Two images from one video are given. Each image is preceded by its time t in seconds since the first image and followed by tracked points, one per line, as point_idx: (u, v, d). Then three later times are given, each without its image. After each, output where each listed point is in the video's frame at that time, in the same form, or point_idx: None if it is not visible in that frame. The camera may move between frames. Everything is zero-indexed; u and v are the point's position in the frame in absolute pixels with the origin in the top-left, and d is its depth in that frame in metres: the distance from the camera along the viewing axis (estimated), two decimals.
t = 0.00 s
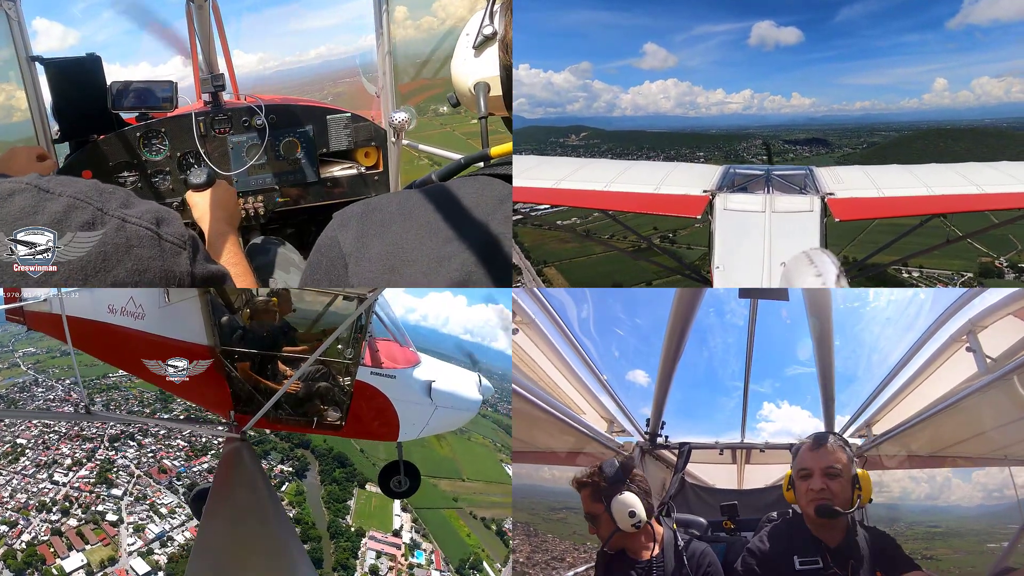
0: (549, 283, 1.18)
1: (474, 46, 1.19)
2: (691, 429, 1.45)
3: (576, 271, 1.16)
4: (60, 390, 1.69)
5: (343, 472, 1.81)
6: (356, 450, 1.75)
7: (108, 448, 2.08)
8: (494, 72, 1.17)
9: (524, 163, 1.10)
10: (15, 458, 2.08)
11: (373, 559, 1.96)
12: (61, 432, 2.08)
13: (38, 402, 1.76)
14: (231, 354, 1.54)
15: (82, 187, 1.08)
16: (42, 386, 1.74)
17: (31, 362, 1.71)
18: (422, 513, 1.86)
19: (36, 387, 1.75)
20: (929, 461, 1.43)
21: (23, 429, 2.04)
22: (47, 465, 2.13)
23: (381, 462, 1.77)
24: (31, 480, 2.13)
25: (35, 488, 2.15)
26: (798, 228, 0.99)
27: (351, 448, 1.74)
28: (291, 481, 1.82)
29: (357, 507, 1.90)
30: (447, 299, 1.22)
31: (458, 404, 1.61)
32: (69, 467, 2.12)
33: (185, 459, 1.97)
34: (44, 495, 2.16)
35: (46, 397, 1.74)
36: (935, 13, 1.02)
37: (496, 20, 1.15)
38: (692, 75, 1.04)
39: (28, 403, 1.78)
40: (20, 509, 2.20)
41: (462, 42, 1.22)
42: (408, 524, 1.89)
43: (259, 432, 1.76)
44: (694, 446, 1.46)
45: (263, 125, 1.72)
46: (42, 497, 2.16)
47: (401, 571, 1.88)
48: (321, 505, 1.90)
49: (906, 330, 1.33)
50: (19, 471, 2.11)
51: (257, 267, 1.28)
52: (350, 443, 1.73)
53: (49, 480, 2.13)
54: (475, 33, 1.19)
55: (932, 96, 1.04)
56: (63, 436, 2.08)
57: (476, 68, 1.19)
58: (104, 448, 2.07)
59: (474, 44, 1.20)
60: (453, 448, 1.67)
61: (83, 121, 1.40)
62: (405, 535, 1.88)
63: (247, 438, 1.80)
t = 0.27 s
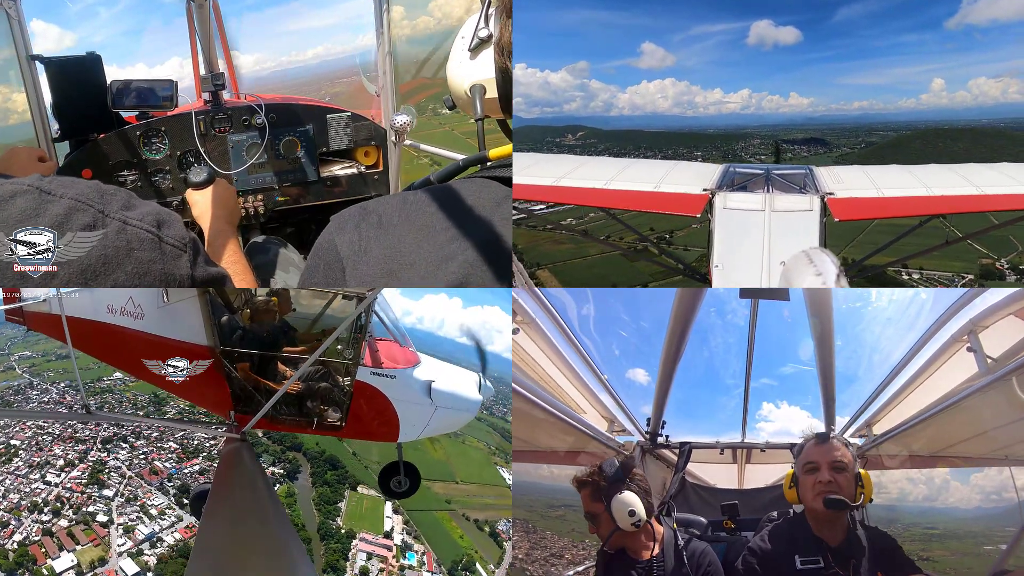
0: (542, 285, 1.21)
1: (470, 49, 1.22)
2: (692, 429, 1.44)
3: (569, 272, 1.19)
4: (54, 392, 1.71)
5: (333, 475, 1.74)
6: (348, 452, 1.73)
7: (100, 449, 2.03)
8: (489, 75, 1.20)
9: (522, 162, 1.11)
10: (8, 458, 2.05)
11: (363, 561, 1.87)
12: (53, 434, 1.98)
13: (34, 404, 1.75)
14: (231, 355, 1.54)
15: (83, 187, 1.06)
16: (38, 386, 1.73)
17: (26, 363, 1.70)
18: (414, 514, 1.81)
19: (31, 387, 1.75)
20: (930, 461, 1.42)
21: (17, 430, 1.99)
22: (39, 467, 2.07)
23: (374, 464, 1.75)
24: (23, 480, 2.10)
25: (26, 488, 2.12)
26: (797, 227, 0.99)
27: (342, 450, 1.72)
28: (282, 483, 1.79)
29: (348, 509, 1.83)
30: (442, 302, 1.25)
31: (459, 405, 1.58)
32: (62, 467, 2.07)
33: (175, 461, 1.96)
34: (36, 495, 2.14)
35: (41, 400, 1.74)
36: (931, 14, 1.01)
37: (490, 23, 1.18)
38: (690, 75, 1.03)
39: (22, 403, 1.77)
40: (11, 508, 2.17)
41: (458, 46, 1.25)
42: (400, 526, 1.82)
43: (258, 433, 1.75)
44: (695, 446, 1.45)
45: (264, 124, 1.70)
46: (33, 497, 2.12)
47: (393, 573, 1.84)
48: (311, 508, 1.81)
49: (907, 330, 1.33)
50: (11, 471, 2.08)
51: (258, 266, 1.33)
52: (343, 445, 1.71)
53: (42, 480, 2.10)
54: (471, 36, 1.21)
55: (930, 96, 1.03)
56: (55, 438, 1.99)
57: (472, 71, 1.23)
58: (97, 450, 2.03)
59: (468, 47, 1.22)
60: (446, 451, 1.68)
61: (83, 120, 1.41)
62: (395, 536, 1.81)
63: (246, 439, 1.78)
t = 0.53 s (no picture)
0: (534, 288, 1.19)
1: (470, 48, 1.22)
2: (693, 428, 1.44)
3: (562, 274, 1.19)
4: (49, 393, 1.71)
5: (325, 475, 1.70)
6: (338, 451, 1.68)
7: (92, 450, 2.04)
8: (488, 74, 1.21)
9: (521, 160, 1.10)
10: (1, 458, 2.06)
11: (353, 562, 1.81)
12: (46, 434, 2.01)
13: (29, 404, 1.74)
14: (231, 355, 1.54)
15: (83, 187, 1.06)
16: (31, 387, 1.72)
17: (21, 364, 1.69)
18: (407, 516, 1.72)
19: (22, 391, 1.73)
20: (928, 461, 1.42)
21: (11, 430, 2.00)
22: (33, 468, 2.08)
23: (366, 463, 1.68)
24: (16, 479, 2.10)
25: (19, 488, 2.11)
26: (797, 227, 0.99)
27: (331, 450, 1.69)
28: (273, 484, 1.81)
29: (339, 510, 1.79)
30: (438, 306, 1.26)
31: (459, 404, 1.58)
32: (55, 468, 2.08)
33: (168, 462, 1.96)
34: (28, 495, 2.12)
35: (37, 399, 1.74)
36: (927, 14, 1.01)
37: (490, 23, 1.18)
38: (688, 75, 1.03)
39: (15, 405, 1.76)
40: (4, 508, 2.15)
41: (457, 45, 1.26)
42: (390, 527, 1.74)
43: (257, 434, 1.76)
44: (695, 446, 1.45)
45: (264, 123, 1.70)
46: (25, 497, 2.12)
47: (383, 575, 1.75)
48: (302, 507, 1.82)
49: (908, 330, 1.33)
50: (5, 472, 2.09)
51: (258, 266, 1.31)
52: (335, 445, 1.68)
53: (35, 479, 2.09)
54: (470, 36, 1.22)
55: (927, 96, 1.02)
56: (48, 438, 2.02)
57: (471, 71, 1.24)
58: (90, 450, 2.04)
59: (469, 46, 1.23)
60: (440, 451, 1.65)
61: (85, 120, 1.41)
62: (388, 536, 1.74)
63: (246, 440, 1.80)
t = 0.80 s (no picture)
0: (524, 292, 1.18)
1: (474, 45, 1.23)
2: (693, 428, 1.44)
3: (553, 276, 1.18)
4: (45, 393, 1.70)
5: (315, 475, 1.72)
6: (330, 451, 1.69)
7: (86, 448, 2.02)
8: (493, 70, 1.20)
9: (523, 155, 1.10)
10: None
11: (343, 561, 1.82)
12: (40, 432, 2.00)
13: (24, 405, 1.72)
14: (231, 355, 1.54)
15: (82, 187, 1.07)
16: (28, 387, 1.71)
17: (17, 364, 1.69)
18: (399, 515, 1.70)
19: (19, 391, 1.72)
20: (928, 461, 1.42)
21: (5, 429, 2.01)
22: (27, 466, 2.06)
23: (358, 463, 1.68)
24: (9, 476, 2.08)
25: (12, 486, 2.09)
26: (796, 227, 1.00)
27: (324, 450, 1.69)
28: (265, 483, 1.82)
29: (330, 509, 1.78)
30: (437, 306, 1.25)
31: (458, 404, 1.57)
32: (48, 466, 2.05)
33: (161, 461, 1.98)
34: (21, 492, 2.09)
35: (31, 399, 1.72)
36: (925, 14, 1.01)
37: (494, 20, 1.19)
38: (685, 74, 1.03)
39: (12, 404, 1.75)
40: None
41: (462, 42, 1.26)
42: (382, 526, 1.73)
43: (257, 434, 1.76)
44: (695, 446, 1.45)
45: (264, 123, 1.72)
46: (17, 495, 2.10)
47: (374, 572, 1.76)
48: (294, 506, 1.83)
49: (908, 329, 1.33)
50: None
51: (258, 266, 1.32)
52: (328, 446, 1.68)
53: (27, 478, 2.07)
54: (474, 32, 1.23)
55: (924, 95, 1.02)
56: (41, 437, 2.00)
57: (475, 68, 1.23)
58: (83, 449, 2.02)
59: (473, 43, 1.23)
60: (435, 451, 1.64)
61: (85, 120, 1.40)
62: (378, 536, 1.74)
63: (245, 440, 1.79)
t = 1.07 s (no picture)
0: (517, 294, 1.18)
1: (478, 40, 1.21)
2: (693, 429, 1.44)
3: (546, 278, 1.18)
4: (42, 392, 1.70)
5: (310, 471, 1.72)
6: (326, 448, 1.68)
7: (81, 447, 2.02)
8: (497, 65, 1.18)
9: (522, 153, 1.12)
10: None
11: (335, 558, 1.78)
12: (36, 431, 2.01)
13: (21, 404, 1.72)
14: (231, 355, 1.54)
15: (64, 180, 1.07)
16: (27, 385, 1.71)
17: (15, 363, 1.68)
18: (393, 513, 1.67)
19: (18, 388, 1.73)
20: (927, 461, 1.42)
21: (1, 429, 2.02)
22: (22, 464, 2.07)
23: (354, 461, 1.66)
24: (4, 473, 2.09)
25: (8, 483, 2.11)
26: (796, 227, 1.00)
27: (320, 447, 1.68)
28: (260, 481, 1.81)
29: (323, 507, 1.75)
30: (436, 306, 1.25)
31: (458, 405, 1.58)
32: (44, 464, 2.05)
33: (155, 459, 1.97)
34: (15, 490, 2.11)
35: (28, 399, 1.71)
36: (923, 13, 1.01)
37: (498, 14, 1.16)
38: (682, 74, 1.03)
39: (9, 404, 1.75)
40: None
41: (467, 36, 1.25)
42: (375, 524, 1.70)
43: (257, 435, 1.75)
44: (695, 446, 1.45)
45: (264, 123, 1.73)
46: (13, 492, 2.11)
47: (367, 571, 1.73)
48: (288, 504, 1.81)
49: (907, 329, 1.33)
50: None
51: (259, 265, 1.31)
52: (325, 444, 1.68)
53: (26, 475, 2.08)
54: (477, 27, 1.21)
55: (921, 96, 1.01)
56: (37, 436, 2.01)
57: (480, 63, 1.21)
58: (78, 448, 2.02)
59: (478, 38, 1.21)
60: (432, 450, 1.63)
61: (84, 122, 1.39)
62: (371, 532, 1.71)
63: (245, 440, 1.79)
